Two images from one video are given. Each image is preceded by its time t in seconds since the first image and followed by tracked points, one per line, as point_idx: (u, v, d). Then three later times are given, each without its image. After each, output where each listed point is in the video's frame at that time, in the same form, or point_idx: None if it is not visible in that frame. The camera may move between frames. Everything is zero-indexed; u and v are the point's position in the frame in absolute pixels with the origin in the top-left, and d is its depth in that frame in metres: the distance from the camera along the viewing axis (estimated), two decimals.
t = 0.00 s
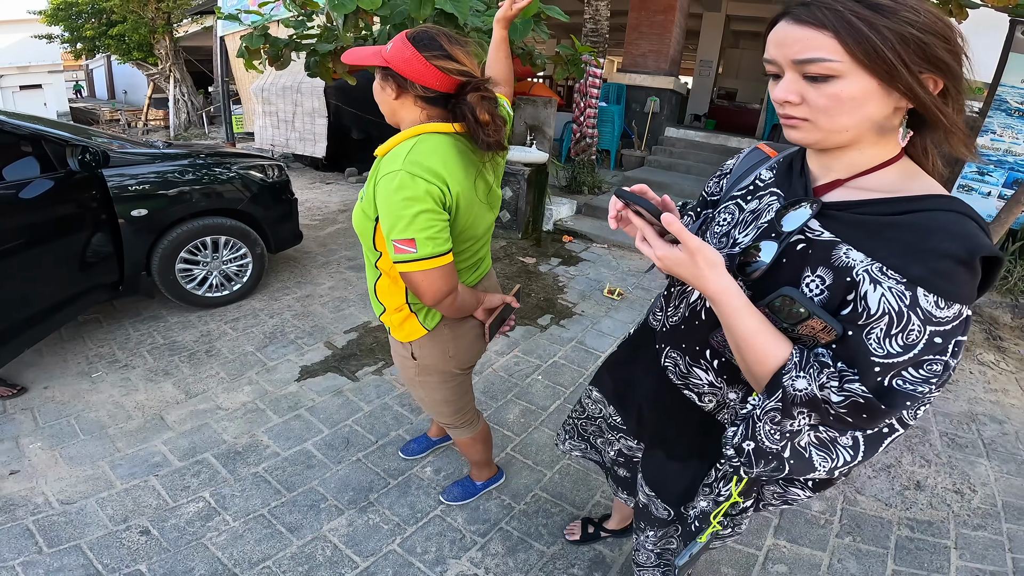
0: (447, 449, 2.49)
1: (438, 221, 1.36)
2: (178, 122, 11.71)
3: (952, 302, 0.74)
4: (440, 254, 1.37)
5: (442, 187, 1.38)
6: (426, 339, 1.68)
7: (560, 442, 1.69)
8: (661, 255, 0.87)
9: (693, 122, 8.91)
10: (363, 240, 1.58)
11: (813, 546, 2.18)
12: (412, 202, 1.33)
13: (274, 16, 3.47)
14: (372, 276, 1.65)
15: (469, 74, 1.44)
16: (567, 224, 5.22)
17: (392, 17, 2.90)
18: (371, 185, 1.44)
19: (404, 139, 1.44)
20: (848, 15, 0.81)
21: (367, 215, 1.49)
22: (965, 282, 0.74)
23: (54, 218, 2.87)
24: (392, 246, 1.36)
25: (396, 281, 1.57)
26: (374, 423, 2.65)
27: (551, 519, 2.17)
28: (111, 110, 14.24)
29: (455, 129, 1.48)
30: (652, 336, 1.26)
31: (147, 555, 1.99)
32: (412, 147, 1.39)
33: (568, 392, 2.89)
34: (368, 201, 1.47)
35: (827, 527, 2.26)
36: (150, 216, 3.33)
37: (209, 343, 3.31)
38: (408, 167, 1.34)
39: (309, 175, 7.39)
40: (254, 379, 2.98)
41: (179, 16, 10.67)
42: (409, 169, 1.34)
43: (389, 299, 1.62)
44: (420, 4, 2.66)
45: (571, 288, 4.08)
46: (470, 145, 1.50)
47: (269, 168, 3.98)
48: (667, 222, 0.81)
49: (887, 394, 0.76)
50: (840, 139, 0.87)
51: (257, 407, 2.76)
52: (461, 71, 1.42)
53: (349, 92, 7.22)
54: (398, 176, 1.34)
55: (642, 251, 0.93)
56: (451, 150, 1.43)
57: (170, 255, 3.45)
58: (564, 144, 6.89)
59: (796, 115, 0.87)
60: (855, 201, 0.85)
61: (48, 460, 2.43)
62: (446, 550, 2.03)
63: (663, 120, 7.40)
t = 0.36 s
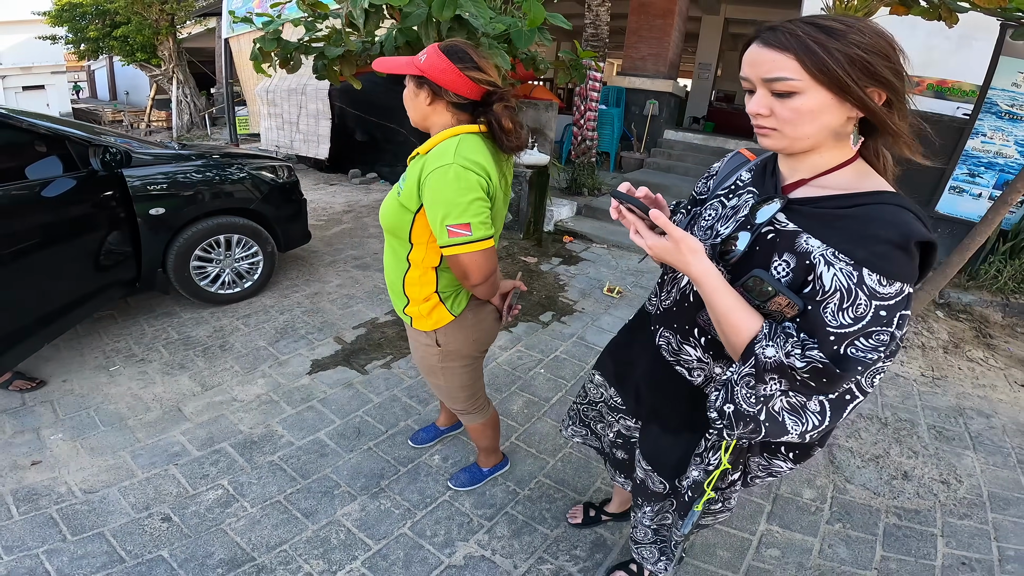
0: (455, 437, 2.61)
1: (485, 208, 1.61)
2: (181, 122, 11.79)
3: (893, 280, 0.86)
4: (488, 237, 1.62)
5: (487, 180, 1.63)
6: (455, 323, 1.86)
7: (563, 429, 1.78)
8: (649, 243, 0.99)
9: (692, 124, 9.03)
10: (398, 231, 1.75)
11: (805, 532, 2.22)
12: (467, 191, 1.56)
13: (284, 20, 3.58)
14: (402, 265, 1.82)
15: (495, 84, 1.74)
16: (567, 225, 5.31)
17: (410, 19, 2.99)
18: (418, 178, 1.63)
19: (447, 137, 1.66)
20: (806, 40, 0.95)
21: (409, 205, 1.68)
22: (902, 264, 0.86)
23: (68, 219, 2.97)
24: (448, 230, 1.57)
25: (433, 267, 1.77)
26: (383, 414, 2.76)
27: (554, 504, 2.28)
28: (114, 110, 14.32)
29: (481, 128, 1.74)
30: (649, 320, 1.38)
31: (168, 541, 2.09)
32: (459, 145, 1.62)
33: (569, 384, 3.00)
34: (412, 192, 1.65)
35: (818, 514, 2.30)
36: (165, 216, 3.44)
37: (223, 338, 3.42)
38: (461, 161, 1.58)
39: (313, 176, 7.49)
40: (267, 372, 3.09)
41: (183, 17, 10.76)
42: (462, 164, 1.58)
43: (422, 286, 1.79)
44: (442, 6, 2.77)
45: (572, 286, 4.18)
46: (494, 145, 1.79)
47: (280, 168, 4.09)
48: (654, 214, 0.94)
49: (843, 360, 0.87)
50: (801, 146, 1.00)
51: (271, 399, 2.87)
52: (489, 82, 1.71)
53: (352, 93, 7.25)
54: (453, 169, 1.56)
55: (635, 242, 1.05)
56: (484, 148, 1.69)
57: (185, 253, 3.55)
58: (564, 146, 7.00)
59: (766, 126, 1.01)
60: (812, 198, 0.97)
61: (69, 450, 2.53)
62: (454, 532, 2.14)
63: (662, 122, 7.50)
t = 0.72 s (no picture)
0: (456, 435, 2.63)
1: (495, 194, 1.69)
2: (181, 123, 11.81)
3: (881, 276, 0.90)
4: (498, 223, 1.68)
5: (494, 169, 1.71)
6: (462, 320, 1.90)
7: (561, 428, 1.81)
8: (648, 245, 1.02)
9: (692, 125, 9.06)
10: (406, 227, 1.78)
11: (802, 529, 2.25)
12: (477, 178, 1.63)
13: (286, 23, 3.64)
14: (410, 263, 1.85)
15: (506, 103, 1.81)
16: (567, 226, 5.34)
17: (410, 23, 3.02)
18: (425, 171, 1.68)
19: (452, 132, 1.72)
20: (796, 48, 0.99)
21: (417, 199, 1.71)
22: (888, 259, 0.89)
23: (72, 219, 2.99)
24: (463, 217, 1.63)
25: (440, 261, 1.81)
26: (385, 413, 2.78)
27: (554, 500, 2.31)
28: (114, 110, 14.33)
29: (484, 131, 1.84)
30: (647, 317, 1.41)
31: (172, 539, 2.11)
32: (465, 137, 1.69)
33: (569, 383, 3.03)
34: (421, 186, 1.69)
35: (815, 512, 2.33)
36: (168, 216, 3.47)
37: (225, 337, 3.45)
38: (471, 151, 1.65)
39: (313, 177, 7.52)
40: (269, 371, 3.11)
41: (184, 17, 10.79)
42: (472, 153, 1.65)
43: (433, 280, 1.83)
44: (441, 7, 2.79)
45: (572, 286, 4.20)
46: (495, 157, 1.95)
47: (282, 169, 4.12)
48: (650, 219, 0.96)
49: (833, 351, 0.90)
50: (792, 148, 1.04)
51: (274, 397, 2.90)
52: (501, 102, 1.79)
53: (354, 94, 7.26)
54: (462, 159, 1.62)
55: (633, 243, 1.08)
56: (487, 143, 1.77)
57: (188, 253, 3.58)
58: (564, 147, 7.03)
59: (760, 131, 1.05)
60: (804, 197, 1.01)
61: (74, 448, 2.56)
62: (455, 529, 2.17)
63: (661, 123, 7.54)
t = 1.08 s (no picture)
0: (450, 436, 2.62)
1: (486, 195, 1.67)
2: (179, 123, 11.81)
3: (871, 275, 0.88)
4: (489, 224, 1.67)
5: (485, 170, 1.69)
6: (455, 319, 1.89)
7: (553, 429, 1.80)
8: (637, 243, 1.00)
9: (690, 126, 9.05)
10: (397, 227, 1.77)
11: (797, 531, 2.23)
12: (468, 179, 1.62)
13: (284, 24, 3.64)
14: (400, 263, 1.84)
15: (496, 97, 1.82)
16: (565, 227, 5.35)
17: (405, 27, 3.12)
18: (417, 171, 1.67)
19: (444, 133, 1.71)
20: (785, 45, 0.98)
21: (408, 198, 1.70)
22: (878, 258, 0.88)
23: (66, 218, 2.98)
24: (452, 217, 1.61)
25: (430, 262, 1.79)
26: (379, 413, 2.77)
27: (548, 502, 2.29)
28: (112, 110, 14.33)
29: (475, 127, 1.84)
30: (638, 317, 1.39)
31: (163, 539, 2.10)
32: (457, 138, 1.68)
33: (564, 384, 3.02)
34: (412, 186, 1.69)
35: (810, 514, 2.32)
36: (163, 216, 3.46)
37: (220, 337, 3.44)
38: (461, 152, 1.64)
39: (310, 177, 7.51)
40: (263, 372, 3.10)
41: (183, 18, 10.79)
42: (463, 154, 1.64)
43: (422, 281, 1.82)
44: (431, 13, 2.91)
45: (569, 287, 4.19)
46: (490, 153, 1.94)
47: (278, 169, 4.11)
48: (638, 216, 0.95)
49: (823, 351, 0.89)
50: (781, 147, 1.03)
51: (268, 398, 2.88)
52: (491, 95, 1.80)
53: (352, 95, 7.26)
54: (454, 159, 1.62)
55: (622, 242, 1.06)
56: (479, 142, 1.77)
57: (182, 253, 3.57)
58: (562, 148, 7.02)
59: (749, 129, 1.04)
60: (793, 197, 1.00)
61: (65, 448, 2.54)
62: (447, 530, 2.15)
63: (659, 124, 7.53)
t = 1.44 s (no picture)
0: (444, 438, 2.60)
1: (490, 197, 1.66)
2: (178, 123, 11.82)
3: (867, 274, 0.86)
4: (491, 227, 1.66)
5: (489, 171, 1.68)
6: (449, 320, 1.88)
7: (546, 430, 1.78)
8: (628, 240, 0.98)
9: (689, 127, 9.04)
10: (396, 226, 1.74)
11: (793, 534, 2.21)
12: (474, 181, 1.60)
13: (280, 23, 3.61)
14: (396, 263, 1.80)
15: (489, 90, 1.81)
16: (563, 227, 5.34)
17: (400, 23, 3.11)
18: (419, 170, 1.63)
19: (448, 132, 1.69)
20: (778, 38, 0.96)
21: (409, 198, 1.67)
22: (874, 256, 0.85)
23: (61, 216, 2.96)
24: (457, 219, 1.59)
25: (428, 263, 1.77)
26: (374, 414, 2.75)
27: (542, 504, 2.27)
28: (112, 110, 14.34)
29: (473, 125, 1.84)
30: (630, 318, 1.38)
31: (153, 540, 2.07)
32: (462, 138, 1.66)
33: (560, 385, 3.00)
34: (413, 185, 1.65)
35: (806, 516, 2.30)
36: (158, 215, 3.44)
37: (214, 338, 3.42)
38: (468, 153, 1.62)
39: (308, 178, 7.50)
40: (258, 372, 3.08)
41: (182, 18, 10.79)
42: (469, 155, 1.62)
43: (419, 281, 1.79)
44: (427, 12, 2.91)
45: (566, 288, 4.17)
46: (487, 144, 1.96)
47: (274, 169, 4.09)
48: (629, 211, 0.93)
49: (816, 352, 0.87)
50: (774, 142, 1.01)
51: (262, 398, 2.86)
52: (483, 87, 1.78)
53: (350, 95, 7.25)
54: (460, 160, 1.59)
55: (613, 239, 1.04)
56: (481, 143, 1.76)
57: (177, 253, 3.55)
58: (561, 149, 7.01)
59: (742, 124, 1.02)
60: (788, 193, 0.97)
61: (57, 448, 2.52)
62: (440, 532, 2.13)
63: (658, 125, 7.52)
